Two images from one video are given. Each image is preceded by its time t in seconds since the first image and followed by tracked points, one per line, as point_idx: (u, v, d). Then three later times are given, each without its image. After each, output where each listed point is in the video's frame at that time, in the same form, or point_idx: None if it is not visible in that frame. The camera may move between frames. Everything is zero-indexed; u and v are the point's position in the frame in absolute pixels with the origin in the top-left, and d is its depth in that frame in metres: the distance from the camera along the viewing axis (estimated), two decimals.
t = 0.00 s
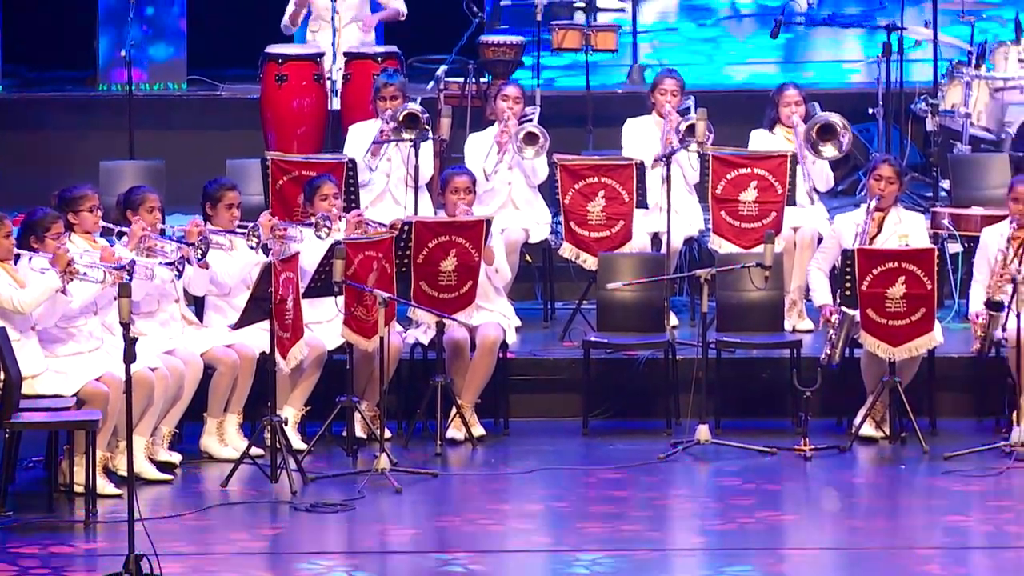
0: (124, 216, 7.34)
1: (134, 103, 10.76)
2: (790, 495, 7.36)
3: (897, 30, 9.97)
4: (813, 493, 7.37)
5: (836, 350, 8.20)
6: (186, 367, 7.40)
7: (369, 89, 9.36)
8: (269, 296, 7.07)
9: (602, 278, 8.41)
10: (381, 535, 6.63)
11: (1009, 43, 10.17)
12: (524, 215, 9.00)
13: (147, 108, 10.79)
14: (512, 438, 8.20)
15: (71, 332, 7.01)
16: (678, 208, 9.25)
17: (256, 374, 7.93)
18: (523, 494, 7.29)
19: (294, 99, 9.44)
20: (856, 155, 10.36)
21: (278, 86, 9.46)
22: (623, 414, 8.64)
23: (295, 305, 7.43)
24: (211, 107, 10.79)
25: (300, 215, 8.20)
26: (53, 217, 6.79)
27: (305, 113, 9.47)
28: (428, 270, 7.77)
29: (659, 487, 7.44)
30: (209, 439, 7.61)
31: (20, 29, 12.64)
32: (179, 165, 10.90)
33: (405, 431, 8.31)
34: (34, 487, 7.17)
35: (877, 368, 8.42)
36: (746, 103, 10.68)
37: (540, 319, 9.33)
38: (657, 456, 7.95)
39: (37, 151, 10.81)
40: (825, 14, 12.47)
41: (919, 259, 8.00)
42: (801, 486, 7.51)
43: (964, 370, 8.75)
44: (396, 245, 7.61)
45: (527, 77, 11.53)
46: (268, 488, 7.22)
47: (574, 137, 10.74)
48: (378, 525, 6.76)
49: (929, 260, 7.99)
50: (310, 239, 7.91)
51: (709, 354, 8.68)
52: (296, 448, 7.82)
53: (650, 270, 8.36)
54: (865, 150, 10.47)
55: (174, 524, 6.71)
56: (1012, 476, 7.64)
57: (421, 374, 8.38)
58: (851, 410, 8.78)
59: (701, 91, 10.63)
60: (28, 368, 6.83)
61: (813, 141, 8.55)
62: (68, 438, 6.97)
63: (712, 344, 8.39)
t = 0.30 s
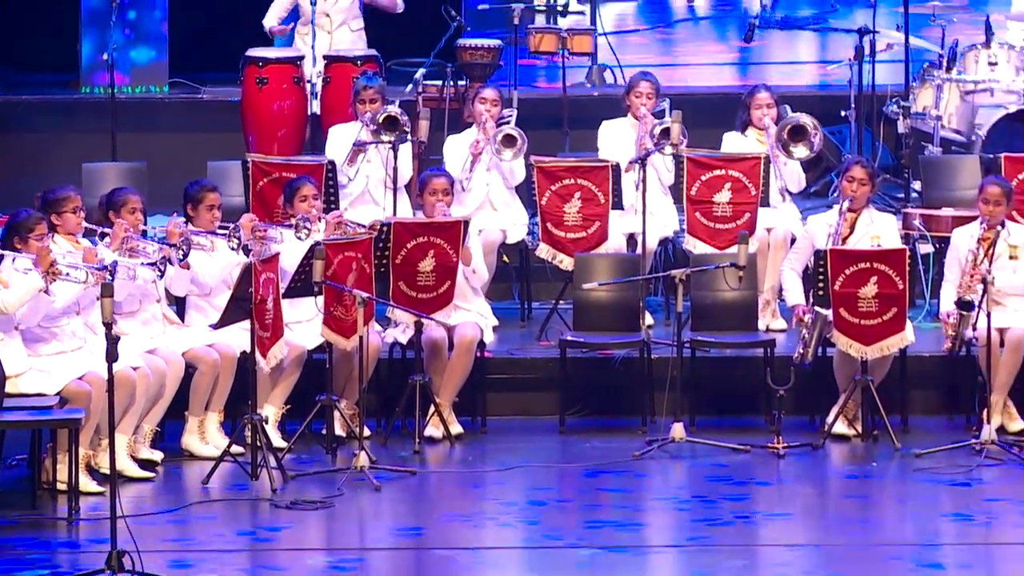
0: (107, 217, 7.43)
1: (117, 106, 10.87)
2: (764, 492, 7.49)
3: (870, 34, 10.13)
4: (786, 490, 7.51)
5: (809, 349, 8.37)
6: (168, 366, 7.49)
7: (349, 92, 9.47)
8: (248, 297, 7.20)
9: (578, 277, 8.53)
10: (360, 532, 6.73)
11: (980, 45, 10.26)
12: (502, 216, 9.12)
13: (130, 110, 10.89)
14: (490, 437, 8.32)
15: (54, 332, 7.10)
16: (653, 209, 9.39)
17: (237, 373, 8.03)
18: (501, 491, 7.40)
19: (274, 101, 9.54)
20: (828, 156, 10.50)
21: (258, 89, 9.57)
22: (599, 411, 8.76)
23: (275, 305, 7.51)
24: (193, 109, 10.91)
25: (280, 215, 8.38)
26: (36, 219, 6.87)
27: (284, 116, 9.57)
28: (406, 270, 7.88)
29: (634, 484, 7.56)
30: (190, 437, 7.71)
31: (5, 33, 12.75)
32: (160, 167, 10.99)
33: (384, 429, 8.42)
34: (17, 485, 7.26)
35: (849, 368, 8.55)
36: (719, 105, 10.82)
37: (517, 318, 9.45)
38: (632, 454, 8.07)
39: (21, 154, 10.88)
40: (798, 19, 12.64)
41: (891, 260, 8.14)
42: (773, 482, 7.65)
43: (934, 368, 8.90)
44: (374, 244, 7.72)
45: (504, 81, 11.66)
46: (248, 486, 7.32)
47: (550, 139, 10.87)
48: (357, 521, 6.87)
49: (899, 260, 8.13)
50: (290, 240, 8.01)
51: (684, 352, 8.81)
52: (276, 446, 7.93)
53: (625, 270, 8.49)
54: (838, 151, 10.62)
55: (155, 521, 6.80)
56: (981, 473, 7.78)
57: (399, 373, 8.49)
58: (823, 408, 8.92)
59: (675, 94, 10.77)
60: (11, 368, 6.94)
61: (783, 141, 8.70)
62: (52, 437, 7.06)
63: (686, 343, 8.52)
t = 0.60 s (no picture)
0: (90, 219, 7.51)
1: (99, 108, 10.95)
2: (738, 489, 7.61)
3: (843, 38, 10.27)
4: (760, 488, 7.63)
5: (783, 348, 8.50)
6: (150, 366, 7.59)
7: (329, 94, 9.58)
8: (230, 297, 7.26)
9: (555, 278, 8.64)
10: (341, 529, 6.84)
11: (951, 49, 10.46)
12: (480, 218, 9.24)
13: (113, 112, 10.97)
14: (468, 435, 8.43)
15: (38, 331, 7.20)
16: (629, 211, 9.51)
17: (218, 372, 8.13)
18: (480, 489, 7.51)
19: (255, 104, 9.64)
20: (802, 158, 10.64)
21: (239, 92, 9.68)
22: (576, 410, 8.89)
23: (256, 305, 7.62)
24: (175, 111, 10.99)
25: (260, 218, 8.48)
26: (21, 220, 6.94)
27: (266, 118, 9.67)
28: (385, 271, 7.97)
29: (611, 482, 7.68)
30: (172, 436, 7.81)
31: None
32: (142, 169, 11.08)
33: (364, 428, 8.53)
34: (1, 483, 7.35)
35: (823, 367, 8.68)
36: (694, 108, 10.95)
37: (495, 318, 9.57)
38: (609, 453, 8.19)
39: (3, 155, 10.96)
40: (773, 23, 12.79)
41: (863, 260, 8.25)
42: (748, 480, 7.77)
43: (906, 367, 9.03)
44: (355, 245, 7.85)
45: (482, 84, 11.78)
46: (230, 484, 7.42)
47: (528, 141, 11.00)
48: (338, 519, 6.97)
49: (872, 261, 8.23)
50: (270, 242, 8.12)
51: (660, 352, 8.93)
52: (257, 444, 8.03)
53: (602, 271, 8.61)
54: (811, 154, 10.76)
55: (138, 519, 6.90)
56: (952, 470, 7.92)
57: (378, 373, 8.60)
58: (797, 407, 9.06)
59: (652, 96, 10.90)
60: None
61: (757, 144, 8.83)
62: (35, 435, 7.16)
63: (662, 342, 8.64)
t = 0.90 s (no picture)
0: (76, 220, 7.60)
1: (85, 111, 11.04)
2: (715, 487, 7.73)
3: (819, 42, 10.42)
4: (737, 486, 7.75)
5: (760, 348, 8.56)
6: (135, 365, 7.69)
7: (311, 98, 9.69)
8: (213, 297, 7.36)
9: (536, 278, 8.75)
10: (324, 526, 6.94)
11: (925, 53, 10.60)
12: (460, 219, 9.36)
13: (99, 115, 11.06)
14: (449, 434, 8.54)
15: (24, 331, 7.27)
16: (608, 212, 9.64)
17: (202, 371, 8.23)
18: (460, 487, 7.61)
19: (238, 107, 9.75)
20: (778, 161, 10.77)
21: (223, 95, 9.78)
22: (556, 410, 9.00)
23: (240, 305, 7.70)
24: (160, 114, 11.08)
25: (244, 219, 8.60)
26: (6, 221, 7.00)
27: (249, 121, 9.77)
28: (367, 272, 8.08)
29: (590, 480, 7.80)
30: (157, 434, 7.91)
31: None
32: (128, 171, 11.17)
33: (346, 426, 8.64)
34: None
35: (799, 367, 8.81)
36: (670, 112, 11.07)
37: (476, 318, 9.68)
38: (588, 451, 8.30)
39: None
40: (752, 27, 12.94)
41: (838, 261, 8.39)
42: (725, 478, 7.89)
43: (882, 367, 9.17)
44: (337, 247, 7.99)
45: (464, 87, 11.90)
46: (214, 482, 7.52)
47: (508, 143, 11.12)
48: (320, 517, 7.08)
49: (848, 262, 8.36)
50: (253, 243, 8.24)
51: (638, 352, 9.06)
52: (240, 443, 8.14)
53: (581, 272, 8.72)
54: (788, 156, 10.89)
55: (122, 516, 7.00)
56: (925, 468, 8.05)
57: (361, 372, 8.71)
58: (774, 406, 9.19)
59: (631, 99, 11.03)
60: None
61: (736, 146, 8.96)
62: (21, 434, 7.25)
63: (640, 342, 8.77)
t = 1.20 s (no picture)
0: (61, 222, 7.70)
1: (70, 114, 11.13)
2: (692, 484, 7.86)
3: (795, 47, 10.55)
4: (714, 483, 7.88)
5: (736, 348, 8.73)
6: (120, 365, 7.79)
7: (294, 101, 9.80)
8: (196, 298, 7.43)
9: (515, 279, 8.86)
10: (307, 524, 7.04)
11: (899, 56, 10.75)
12: (441, 220, 9.46)
13: (83, 118, 11.15)
14: (430, 432, 8.65)
15: (10, 331, 7.36)
16: (587, 214, 9.76)
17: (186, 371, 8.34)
18: (441, 485, 7.72)
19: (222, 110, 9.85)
20: (755, 163, 10.91)
21: (206, 98, 9.89)
22: (536, 409, 9.12)
23: (223, 305, 7.80)
24: (144, 117, 11.18)
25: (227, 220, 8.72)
26: None
27: (232, 124, 9.88)
28: (349, 272, 8.21)
29: (569, 478, 7.91)
30: (141, 433, 8.01)
31: None
32: (112, 173, 11.25)
33: (329, 425, 8.75)
34: None
35: (775, 366, 8.94)
36: (648, 115, 11.21)
37: (456, 318, 9.80)
38: (566, 449, 8.42)
39: None
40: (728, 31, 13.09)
41: (814, 262, 8.51)
42: (701, 476, 8.02)
43: (857, 367, 9.30)
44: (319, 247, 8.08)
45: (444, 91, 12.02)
46: (198, 480, 7.61)
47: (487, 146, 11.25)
48: (303, 514, 7.18)
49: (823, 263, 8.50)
50: (236, 244, 8.34)
51: (617, 352, 9.18)
52: (223, 442, 8.25)
53: (560, 273, 8.83)
54: (764, 158, 11.02)
55: (107, 514, 7.09)
56: (899, 467, 8.19)
57: (343, 371, 8.81)
58: (750, 405, 9.32)
59: (609, 103, 11.17)
60: None
61: (713, 148, 9.08)
62: (7, 433, 7.34)
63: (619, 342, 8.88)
